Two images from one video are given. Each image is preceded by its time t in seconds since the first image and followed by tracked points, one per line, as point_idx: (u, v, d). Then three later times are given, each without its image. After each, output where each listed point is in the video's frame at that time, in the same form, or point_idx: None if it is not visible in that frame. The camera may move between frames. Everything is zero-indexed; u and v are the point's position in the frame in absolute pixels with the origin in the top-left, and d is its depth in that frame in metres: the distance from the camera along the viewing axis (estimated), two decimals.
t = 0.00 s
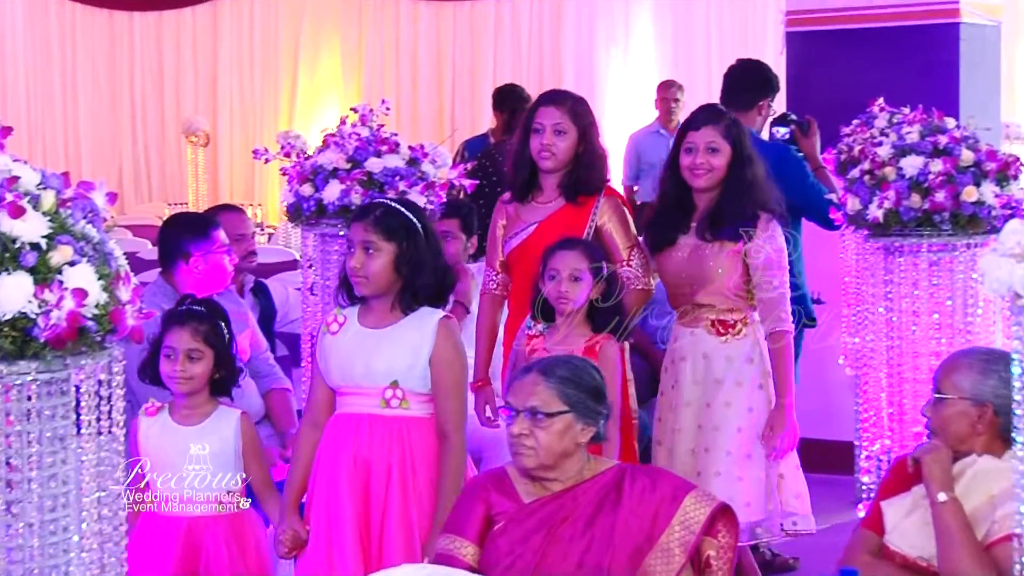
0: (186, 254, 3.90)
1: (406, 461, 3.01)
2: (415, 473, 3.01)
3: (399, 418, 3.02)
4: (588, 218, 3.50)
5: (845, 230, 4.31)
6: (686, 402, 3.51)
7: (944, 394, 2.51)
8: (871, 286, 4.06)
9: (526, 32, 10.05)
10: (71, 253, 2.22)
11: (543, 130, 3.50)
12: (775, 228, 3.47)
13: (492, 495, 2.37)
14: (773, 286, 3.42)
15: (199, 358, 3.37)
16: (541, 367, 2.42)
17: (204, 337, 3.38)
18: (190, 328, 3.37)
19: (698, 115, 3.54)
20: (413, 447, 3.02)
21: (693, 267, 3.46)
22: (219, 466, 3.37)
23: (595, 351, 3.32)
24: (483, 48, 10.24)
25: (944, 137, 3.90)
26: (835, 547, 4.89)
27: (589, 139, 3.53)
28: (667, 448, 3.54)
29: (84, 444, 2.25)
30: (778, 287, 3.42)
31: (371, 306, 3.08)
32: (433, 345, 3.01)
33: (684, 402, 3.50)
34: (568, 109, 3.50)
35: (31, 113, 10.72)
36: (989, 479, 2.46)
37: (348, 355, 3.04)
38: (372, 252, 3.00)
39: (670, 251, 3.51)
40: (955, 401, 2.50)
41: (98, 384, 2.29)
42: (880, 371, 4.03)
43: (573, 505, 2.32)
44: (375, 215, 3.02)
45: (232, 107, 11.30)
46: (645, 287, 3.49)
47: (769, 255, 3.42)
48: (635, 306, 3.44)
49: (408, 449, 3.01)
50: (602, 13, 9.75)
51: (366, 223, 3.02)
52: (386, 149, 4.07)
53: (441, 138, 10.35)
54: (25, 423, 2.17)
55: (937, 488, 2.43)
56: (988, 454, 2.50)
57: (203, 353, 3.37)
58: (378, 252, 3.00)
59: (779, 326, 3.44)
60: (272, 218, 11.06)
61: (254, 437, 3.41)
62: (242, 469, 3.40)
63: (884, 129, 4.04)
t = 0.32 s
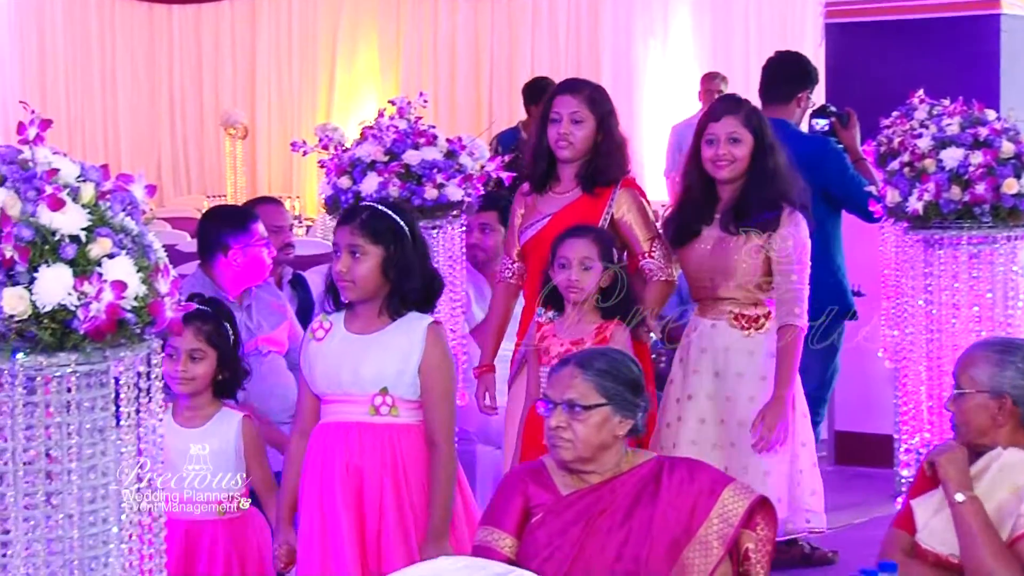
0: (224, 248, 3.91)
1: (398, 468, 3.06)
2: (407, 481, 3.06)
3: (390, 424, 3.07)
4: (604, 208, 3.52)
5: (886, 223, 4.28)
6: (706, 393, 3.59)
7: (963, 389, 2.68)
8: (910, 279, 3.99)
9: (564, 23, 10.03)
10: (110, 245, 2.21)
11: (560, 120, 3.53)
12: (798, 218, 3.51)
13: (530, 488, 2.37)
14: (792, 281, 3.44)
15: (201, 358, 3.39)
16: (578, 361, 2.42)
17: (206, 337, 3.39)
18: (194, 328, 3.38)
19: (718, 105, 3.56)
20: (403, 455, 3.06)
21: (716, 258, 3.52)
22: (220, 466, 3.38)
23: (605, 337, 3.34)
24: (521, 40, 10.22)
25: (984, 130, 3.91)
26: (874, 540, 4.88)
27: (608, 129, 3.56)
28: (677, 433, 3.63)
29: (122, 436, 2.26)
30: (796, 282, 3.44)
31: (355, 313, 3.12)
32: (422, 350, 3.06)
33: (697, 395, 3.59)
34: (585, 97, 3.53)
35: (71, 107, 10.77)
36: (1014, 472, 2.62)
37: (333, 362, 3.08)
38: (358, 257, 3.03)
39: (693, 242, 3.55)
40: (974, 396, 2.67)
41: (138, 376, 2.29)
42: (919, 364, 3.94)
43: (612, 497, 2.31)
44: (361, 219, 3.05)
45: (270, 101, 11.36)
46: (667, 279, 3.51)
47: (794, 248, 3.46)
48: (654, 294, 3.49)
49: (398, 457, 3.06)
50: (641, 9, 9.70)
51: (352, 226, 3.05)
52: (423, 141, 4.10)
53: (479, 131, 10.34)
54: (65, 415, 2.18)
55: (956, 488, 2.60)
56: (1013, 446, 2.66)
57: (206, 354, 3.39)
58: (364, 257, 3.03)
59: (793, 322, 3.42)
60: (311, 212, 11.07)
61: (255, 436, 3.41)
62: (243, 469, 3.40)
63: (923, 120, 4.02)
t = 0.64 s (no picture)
0: (261, 240, 3.92)
1: (373, 459, 3.06)
2: (383, 474, 3.06)
3: (365, 414, 3.07)
4: (621, 205, 3.63)
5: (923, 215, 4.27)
6: (722, 395, 3.63)
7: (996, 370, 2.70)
8: (949, 270, 4.00)
9: (601, 16, 10.04)
10: (147, 237, 2.21)
11: (575, 116, 3.64)
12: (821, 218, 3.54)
13: (566, 480, 2.37)
14: (815, 281, 3.49)
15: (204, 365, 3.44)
16: (613, 354, 2.41)
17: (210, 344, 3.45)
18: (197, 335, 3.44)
19: (740, 104, 3.57)
20: (380, 448, 3.07)
21: (735, 256, 3.54)
22: (219, 467, 3.43)
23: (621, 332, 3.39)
24: (557, 31, 10.21)
25: None
26: (911, 532, 4.87)
27: (620, 125, 3.68)
28: (691, 432, 3.67)
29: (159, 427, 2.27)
30: (819, 282, 3.49)
31: (334, 300, 3.14)
32: (400, 337, 3.06)
33: (710, 393, 3.63)
34: (596, 93, 3.64)
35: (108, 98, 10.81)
36: None
37: (312, 351, 3.09)
38: (341, 241, 3.05)
39: (710, 238, 3.58)
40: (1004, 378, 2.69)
41: (175, 367, 2.30)
42: (957, 356, 3.95)
43: (647, 490, 2.31)
44: (346, 203, 3.07)
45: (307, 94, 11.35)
46: (686, 275, 3.62)
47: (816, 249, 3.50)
48: (674, 290, 3.61)
49: (375, 448, 3.06)
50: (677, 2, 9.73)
51: (335, 211, 3.07)
52: (460, 133, 4.07)
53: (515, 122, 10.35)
54: (101, 407, 2.18)
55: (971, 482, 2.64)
56: None
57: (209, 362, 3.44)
58: (347, 241, 3.05)
59: (813, 324, 3.49)
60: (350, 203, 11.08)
61: (253, 440, 3.48)
62: (242, 470, 3.46)
63: (961, 112, 3.99)
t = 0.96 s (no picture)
0: (288, 233, 3.91)
1: (361, 454, 2.93)
2: (370, 470, 2.93)
3: (355, 409, 2.95)
4: (616, 206, 3.58)
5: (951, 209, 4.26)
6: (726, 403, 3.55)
7: None
8: (976, 264, 3.97)
9: (629, 16, 10.07)
10: (174, 231, 2.20)
11: (567, 114, 3.58)
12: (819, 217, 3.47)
13: (592, 474, 2.36)
14: (817, 279, 3.39)
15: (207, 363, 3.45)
16: (640, 347, 2.41)
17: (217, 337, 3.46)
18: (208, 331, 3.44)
19: (733, 104, 3.54)
20: (367, 442, 2.94)
21: (733, 258, 3.49)
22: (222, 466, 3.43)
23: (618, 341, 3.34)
24: (585, 25, 10.22)
25: None
26: (939, 527, 4.84)
27: (613, 123, 3.63)
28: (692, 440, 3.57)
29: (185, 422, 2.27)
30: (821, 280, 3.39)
31: (329, 293, 3.03)
32: (393, 332, 2.95)
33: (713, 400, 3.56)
34: (588, 90, 3.60)
35: (136, 92, 11.21)
36: None
37: (303, 341, 2.98)
38: (335, 235, 2.93)
39: (706, 242, 3.54)
40: None
41: (202, 364, 2.30)
42: (984, 350, 3.94)
43: (673, 484, 2.30)
44: (339, 195, 2.95)
45: (334, 90, 11.32)
46: (676, 278, 3.58)
47: (814, 246, 3.41)
48: (661, 293, 3.56)
49: (362, 442, 2.93)
50: None
51: (329, 203, 2.94)
52: (486, 127, 4.08)
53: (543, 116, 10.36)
54: (129, 401, 2.18)
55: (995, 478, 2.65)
56: None
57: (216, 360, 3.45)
58: (341, 235, 2.93)
59: (819, 321, 3.38)
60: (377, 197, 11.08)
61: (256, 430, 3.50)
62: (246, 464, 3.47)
63: (990, 105, 3.98)
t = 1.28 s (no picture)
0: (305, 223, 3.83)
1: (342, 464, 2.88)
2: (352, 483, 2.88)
3: (335, 419, 2.91)
4: (603, 195, 3.55)
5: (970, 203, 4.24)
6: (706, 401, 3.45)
7: None
8: (996, 257, 3.94)
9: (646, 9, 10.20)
10: (192, 225, 2.19)
11: (549, 103, 3.54)
12: (805, 206, 3.35)
13: (609, 468, 2.36)
14: (804, 270, 3.31)
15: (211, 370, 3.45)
16: (658, 341, 2.41)
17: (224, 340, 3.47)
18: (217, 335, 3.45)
19: (716, 89, 3.41)
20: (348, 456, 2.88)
21: (720, 250, 3.38)
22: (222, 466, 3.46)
23: (595, 333, 3.32)
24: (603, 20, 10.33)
25: None
26: (957, 521, 4.84)
27: (595, 110, 3.59)
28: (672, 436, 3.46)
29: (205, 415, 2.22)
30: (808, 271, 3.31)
31: (311, 301, 3.01)
32: (376, 341, 2.90)
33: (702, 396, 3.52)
34: (570, 78, 3.56)
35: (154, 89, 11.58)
36: None
37: (285, 348, 2.96)
38: (320, 242, 2.91)
39: (693, 233, 3.44)
40: None
41: (221, 355, 2.26)
42: (1003, 344, 3.91)
43: (691, 479, 2.30)
44: (325, 200, 2.93)
45: (352, 81, 11.38)
46: (664, 264, 3.54)
47: (800, 237, 3.32)
48: (652, 281, 3.53)
49: (343, 451, 2.88)
50: None
51: (314, 209, 2.92)
52: (504, 121, 4.05)
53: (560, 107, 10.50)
54: (147, 393, 2.12)
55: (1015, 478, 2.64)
56: None
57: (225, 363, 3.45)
58: (326, 242, 2.91)
59: (806, 314, 3.30)
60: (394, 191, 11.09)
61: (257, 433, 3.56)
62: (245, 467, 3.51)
63: (1009, 99, 3.97)
